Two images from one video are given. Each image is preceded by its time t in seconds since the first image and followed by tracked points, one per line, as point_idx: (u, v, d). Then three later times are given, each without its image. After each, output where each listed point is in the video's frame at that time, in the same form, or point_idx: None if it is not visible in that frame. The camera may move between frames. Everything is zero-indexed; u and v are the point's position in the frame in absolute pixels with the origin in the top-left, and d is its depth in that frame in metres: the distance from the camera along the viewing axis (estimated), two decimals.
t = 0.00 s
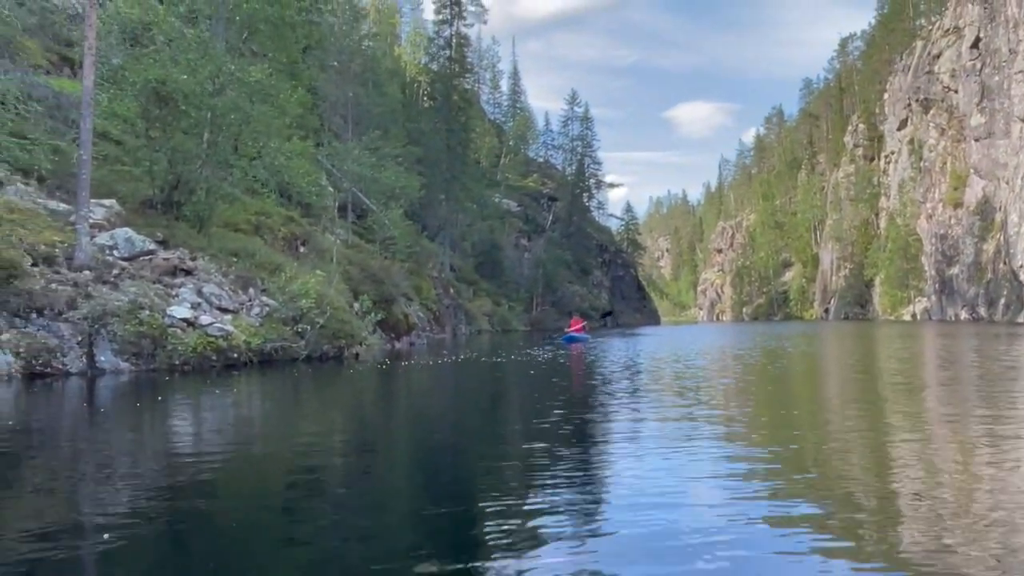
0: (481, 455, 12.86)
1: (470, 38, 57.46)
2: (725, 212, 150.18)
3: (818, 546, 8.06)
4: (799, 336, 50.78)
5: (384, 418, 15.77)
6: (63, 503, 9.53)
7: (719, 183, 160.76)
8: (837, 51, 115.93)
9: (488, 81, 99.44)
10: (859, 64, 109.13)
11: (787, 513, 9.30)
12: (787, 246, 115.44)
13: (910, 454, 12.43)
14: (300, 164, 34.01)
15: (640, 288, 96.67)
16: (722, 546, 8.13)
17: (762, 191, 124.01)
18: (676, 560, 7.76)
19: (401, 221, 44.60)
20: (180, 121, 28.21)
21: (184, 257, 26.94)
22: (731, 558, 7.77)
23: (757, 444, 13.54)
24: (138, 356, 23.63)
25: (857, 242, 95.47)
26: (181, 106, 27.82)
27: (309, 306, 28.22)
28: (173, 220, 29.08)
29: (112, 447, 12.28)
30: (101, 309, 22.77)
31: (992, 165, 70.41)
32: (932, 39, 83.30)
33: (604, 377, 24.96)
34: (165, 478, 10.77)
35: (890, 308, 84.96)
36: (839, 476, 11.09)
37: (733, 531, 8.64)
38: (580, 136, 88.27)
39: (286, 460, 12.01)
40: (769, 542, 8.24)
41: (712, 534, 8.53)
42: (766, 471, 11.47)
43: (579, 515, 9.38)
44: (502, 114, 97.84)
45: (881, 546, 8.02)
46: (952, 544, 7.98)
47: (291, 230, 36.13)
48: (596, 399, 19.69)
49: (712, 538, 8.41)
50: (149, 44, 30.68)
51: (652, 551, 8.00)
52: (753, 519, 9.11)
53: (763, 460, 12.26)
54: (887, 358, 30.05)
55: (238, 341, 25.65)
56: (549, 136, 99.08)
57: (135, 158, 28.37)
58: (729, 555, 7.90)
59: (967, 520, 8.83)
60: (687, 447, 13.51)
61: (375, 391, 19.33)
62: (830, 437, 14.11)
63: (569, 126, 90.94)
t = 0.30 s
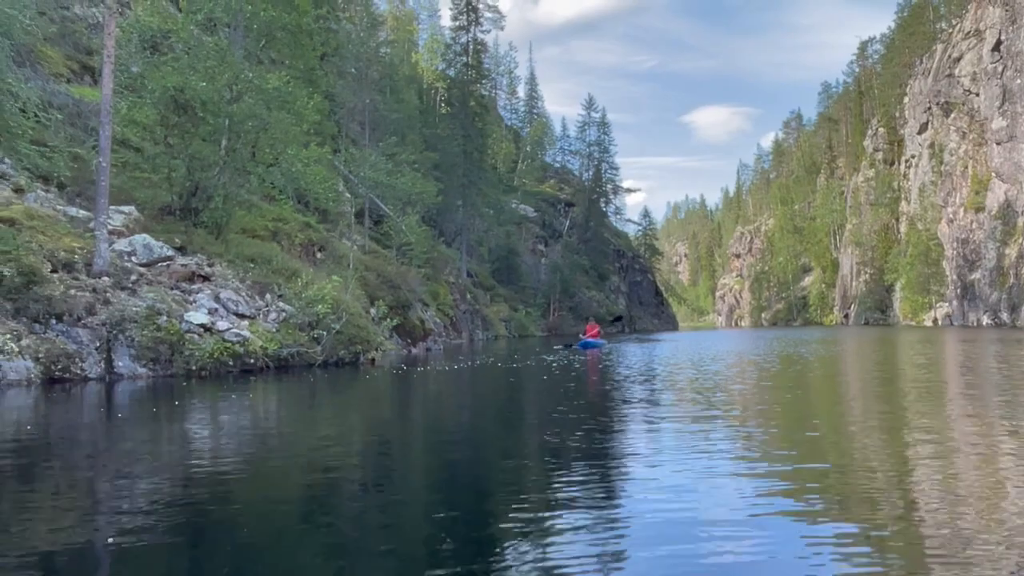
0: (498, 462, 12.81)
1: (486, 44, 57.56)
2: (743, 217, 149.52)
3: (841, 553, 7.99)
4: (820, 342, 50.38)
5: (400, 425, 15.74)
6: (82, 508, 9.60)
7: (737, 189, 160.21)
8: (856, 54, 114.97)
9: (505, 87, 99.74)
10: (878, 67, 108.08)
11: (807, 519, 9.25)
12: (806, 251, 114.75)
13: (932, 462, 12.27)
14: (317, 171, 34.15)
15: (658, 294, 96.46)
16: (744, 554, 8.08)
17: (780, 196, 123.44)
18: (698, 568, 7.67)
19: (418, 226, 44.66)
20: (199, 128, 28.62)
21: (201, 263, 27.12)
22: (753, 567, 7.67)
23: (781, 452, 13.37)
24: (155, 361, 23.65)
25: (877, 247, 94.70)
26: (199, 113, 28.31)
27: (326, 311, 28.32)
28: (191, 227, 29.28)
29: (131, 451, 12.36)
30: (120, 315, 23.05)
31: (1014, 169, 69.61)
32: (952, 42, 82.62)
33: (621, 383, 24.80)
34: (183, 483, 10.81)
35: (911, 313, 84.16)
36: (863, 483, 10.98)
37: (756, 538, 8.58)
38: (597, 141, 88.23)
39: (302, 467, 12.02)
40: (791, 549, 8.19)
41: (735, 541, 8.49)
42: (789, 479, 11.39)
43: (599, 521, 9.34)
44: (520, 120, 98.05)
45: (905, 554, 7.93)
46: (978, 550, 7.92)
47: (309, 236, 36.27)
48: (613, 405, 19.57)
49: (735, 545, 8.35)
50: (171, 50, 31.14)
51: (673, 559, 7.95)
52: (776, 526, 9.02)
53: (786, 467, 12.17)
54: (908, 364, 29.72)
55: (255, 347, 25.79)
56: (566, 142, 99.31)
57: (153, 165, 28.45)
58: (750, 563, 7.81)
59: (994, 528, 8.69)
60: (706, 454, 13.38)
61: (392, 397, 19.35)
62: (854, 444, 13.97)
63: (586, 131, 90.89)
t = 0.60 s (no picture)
0: (515, 466, 12.78)
1: (502, 48, 57.59)
2: (760, 220, 148.89)
3: (858, 559, 7.96)
4: (838, 346, 49.97)
5: (415, 429, 15.74)
6: (100, 511, 9.67)
7: (754, 192, 159.65)
8: (874, 57, 114.11)
9: (521, 91, 99.88)
10: (897, 69, 107.46)
11: (824, 524, 9.21)
12: (824, 255, 114.09)
13: (953, 467, 12.13)
14: (333, 176, 34.33)
15: (674, 298, 96.19)
16: (761, 558, 8.07)
17: (799, 199, 122.88)
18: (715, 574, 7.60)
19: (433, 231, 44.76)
20: (216, 133, 28.78)
21: (218, 268, 27.30)
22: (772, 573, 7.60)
23: (798, 456, 13.31)
24: (171, 365, 23.81)
25: (897, 250, 94.01)
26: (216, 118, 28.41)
27: (341, 315, 28.41)
28: (208, 231, 29.49)
29: (147, 455, 12.44)
30: (136, 319, 23.27)
31: None
32: (972, 43, 81.84)
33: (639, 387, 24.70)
34: (200, 487, 10.86)
35: (931, 317, 83.44)
36: (881, 487, 10.93)
37: (772, 542, 8.57)
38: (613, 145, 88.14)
39: (319, 471, 12.05)
40: (808, 553, 8.17)
41: (751, 546, 8.47)
42: (806, 483, 11.35)
43: (615, 524, 9.35)
44: (536, 125, 98.14)
45: (923, 560, 7.88)
46: (999, 557, 7.86)
47: (325, 240, 36.40)
48: (629, 410, 19.50)
49: (753, 550, 8.33)
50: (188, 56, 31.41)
51: (690, 563, 7.93)
52: (792, 530, 9.00)
53: (803, 471, 12.12)
54: (927, 369, 29.46)
55: (269, 351, 25.90)
56: (582, 146, 99.32)
57: (171, 170, 28.96)
58: (770, 570, 7.73)
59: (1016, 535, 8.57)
60: (725, 459, 13.29)
61: (407, 400, 19.38)
62: (872, 449, 13.89)
63: (602, 135, 90.80)
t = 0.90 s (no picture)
0: (531, 469, 12.82)
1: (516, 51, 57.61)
2: (776, 222, 148.22)
3: (877, 563, 7.92)
4: (855, 348, 49.62)
5: (430, 431, 15.81)
6: (116, 512, 9.77)
7: (770, 194, 158.96)
8: (892, 57, 113.29)
9: (535, 94, 99.98)
10: (914, 70, 106.66)
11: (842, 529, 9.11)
12: (841, 257, 113.39)
13: (972, 471, 12.08)
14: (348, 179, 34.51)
15: (690, 300, 95.97)
16: (778, 563, 8.00)
17: (815, 201, 122.22)
18: None
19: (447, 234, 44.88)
20: (231, 138, 28.97)
21: (232, 271, 27.44)
22: None
23: (814, 460, 13.21)
24: (185, 368, 23.96)
25: (915, 252, 93.37)
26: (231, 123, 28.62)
27: (354, 318, 28.54)
28: (223, 235, 29.72)
29: (160, 457, 12.51)
30: (151, 322, 23.44)
31: None
32: (990, 43, 81.07)
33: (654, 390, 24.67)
34: (216, 489, 10.96)
35: (950, 319, 82.73)
36: (899, 490, 10.89)
37: (789, 547, 8.49)
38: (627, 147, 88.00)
39: (335, 472, 12.14)
40: (826, 558, 8.09)
41: (768, 551, 8.40)
42: (823, 486, 11.34)
43: (631, 529, 9.29)
44: (550, 127, 98.14)
45: (942, 564, 7.83)
46: (1023, 562, 7.76)
47: (339, 243, 36.57)
48: (645, 413, 19.49)
49: (770, 555, 8.26)
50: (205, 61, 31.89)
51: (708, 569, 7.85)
52: (810, 535, 8.92)
53: (820, 476, 12.03)
54: (945, 372, 29.20)
55: (283, 354, 26.03)
56: (597, 148, 99.34)
57: (185, 175, 29.08)
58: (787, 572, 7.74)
59: None
60: (741, 463, 13.27)
61: (420, 404, 19.38)
62: (890, 452, 13.79)
63: (617, 138, 90.69)
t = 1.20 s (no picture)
0: (544, 472, 12.78)
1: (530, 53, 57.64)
2: (791, 223, 147.56)
3: (893, 567, 7.85)
4: (870, 350, 49.28)
5: (442, 434, 15.81)
6: (128, 514, 9.83)
7: (785, 195, 158.26)
8: (907, 58, 112.58)
9: (548, 96, 100.05)
10: (930, 70, 105.95)
11: (861, 532, 9.05)
12: (857, 258, 112.93)
13: (991, 474, 11.96)
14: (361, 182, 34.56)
15: (704, 302, 95.65)
16: (789, 567, 7.95)
17: (830, 202, 121.58)
18: None
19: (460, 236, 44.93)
20: (243, 141, 29.17)
21: (245, 274, 27.57)
22: None
23: (831, 463, 13.17)
24: (198, 370, 24.10)
25: (931, 253, 92.74)
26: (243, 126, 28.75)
27: (366, 321, 28.59)
28: (236, 237, 29.89)
29: (174, 459, 12.54)
30: (164, 324, 23.56)
31: None
32: (1007, 43, 80.41)
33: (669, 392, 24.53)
34: (228, 491, 11.00)
35: (967, 321, 81.91)
36: (917, 494, 10.79)
37: (803, 551, 8.43)
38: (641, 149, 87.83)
39: (348, 474, 12.16)
40: (840, 563, 8.04)
41: (782, 554, 8.35)
42: (839, 489, 11.25)
43: (645, 532, 9.25)
44: (564, 129, 98.19)
45: (959, 568, 7.76)
46: None
47: (352, 246, 36.65)
48: (659, 415, 19.37)
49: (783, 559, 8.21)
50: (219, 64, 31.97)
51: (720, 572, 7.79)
52: (824, 538, 8.87)
53: (837, 478, 11.95)
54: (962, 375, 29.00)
55: (296, 356, 26.10)
56: (610, 150, 99.28)
57: (199, 177, 29.33)
58: None
59: None
60: (757, 465, 13.16)
61: (432, 406, 19.39)
62: (907, 454, 13.75)
63: (630, 139, 90.59)
